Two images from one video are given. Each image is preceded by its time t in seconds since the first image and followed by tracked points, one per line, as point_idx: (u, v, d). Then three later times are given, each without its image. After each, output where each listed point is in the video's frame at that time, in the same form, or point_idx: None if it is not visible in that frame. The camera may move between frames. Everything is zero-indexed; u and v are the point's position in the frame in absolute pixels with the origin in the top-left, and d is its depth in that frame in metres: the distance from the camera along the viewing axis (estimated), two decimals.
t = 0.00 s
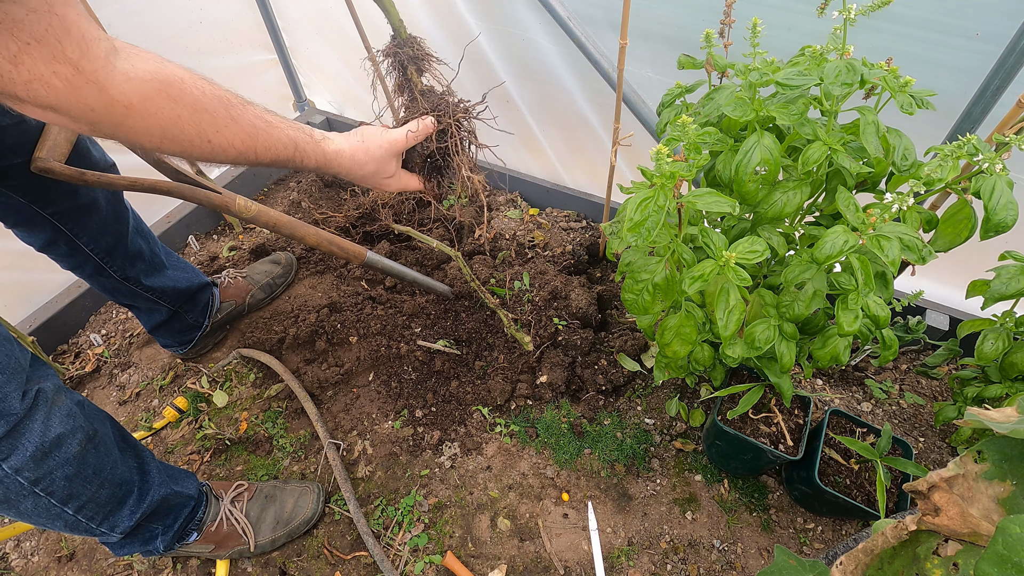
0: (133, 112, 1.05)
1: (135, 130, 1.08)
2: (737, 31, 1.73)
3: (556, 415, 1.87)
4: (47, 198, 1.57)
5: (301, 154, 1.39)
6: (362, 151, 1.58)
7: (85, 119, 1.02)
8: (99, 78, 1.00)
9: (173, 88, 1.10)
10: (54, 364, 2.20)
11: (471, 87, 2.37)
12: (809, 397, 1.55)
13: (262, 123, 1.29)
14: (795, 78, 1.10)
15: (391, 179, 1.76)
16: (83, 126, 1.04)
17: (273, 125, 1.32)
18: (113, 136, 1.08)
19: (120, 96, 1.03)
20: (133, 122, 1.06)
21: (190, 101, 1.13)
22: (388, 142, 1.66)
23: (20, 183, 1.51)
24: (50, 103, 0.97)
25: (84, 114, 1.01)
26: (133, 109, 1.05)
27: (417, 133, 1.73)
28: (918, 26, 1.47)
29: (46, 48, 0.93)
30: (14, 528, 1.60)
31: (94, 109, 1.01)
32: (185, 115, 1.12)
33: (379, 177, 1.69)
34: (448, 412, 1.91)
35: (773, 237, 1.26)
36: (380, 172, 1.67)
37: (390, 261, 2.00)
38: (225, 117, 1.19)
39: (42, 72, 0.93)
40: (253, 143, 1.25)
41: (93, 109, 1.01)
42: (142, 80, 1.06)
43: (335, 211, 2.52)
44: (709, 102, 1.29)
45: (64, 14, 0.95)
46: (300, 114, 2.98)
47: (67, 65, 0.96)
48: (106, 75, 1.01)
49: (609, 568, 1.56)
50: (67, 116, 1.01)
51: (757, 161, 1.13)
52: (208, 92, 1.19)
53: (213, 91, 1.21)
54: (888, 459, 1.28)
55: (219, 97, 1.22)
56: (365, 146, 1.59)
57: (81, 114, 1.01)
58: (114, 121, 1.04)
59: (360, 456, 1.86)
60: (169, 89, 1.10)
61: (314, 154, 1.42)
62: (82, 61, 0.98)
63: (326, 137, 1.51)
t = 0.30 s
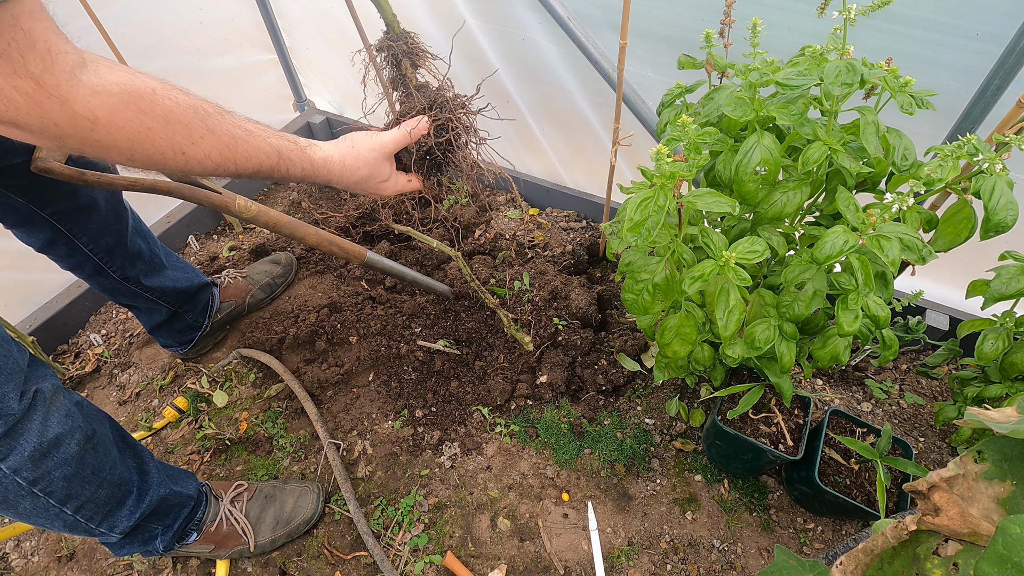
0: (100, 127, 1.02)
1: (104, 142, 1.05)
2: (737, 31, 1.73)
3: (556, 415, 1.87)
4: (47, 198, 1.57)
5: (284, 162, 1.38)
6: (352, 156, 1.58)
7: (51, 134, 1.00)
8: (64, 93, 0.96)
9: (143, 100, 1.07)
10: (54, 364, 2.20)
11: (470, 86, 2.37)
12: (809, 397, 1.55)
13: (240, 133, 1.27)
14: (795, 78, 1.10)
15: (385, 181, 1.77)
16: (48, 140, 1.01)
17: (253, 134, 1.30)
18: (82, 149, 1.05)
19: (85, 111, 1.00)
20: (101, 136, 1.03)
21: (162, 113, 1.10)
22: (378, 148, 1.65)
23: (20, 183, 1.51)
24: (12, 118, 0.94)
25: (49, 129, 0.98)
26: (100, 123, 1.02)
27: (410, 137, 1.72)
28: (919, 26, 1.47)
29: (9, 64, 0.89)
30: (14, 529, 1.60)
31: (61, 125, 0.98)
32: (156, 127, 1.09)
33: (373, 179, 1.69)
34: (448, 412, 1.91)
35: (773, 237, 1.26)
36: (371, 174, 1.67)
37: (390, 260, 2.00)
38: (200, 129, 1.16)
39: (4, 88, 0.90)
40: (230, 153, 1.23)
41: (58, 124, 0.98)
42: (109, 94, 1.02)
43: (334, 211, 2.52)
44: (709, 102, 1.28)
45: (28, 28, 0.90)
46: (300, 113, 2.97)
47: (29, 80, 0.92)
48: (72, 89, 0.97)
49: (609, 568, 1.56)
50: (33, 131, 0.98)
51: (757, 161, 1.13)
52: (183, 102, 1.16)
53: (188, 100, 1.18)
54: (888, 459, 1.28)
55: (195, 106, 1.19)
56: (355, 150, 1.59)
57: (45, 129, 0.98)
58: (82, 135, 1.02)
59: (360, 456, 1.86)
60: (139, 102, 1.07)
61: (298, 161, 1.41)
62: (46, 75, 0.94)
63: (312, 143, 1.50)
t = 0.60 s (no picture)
0: (102, 130, 1.00)
1: (107, 146, 1.03)
2: (737, 31, 1.73)
3: (556, 415, 1.87)
4: (47, 198, 1.57)
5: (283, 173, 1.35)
6: (353, 173, 1.52)
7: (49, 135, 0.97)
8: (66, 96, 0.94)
9: (147, 104, 1.05)
10: (54, 364, 2.20)
11: (470, 87, 2.36)
12: (809, 397, 1.55)
13: (243, 139, 1.25)
14: (795, 78, 1.10)
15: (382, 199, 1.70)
16: (51, 142, 0.99)
17: (254, 141, 1.28)
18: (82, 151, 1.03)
19: (88, 114, 0.97)
20: (102, 140, 1.01)
21: (165, 118, 1.07)
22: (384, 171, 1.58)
23: (20, 184, 1.51)
24: (14, 119, 0.92)
25: (50, 131, 0.96)
26: (102, 127, 0.99)
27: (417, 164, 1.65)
28: (918, 26, 1.47)
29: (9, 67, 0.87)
30: (14, 529, 1.60)
31: (60, 127, 0.96)
32: (159, 133, 1.06)
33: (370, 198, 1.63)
34: (448, 412, 1.91)
35: (773, 237, 1.26)
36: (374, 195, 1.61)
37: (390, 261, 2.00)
38: (202, 135, 1.14)
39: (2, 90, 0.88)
40: (232, 161, 1.21)
41: (60, 126, 0.96)
42: (113, 98, 1.00)
43: (335, 211, 2.52)
44: (709, 102, 1.28)
45: (28, 30, 0.88)
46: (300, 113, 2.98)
47: (31, 82, 0.90)
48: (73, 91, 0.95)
49: (609, 568, 1.56)
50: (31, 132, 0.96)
51: (757, 161, 1.13)
52: (186, 108, 1.13)
53: (192, 105, 1.16)
54: (888, 459, 1.28)
55: (198, 111, 1.17)
56: (356, 167, 1.53)
57: (47, 131, 0.96)
58: (81, 138, 0.99)
59: (360, 456, 1.86)
60: (143, 106, 1.04)
61: (298, 171, 1.39)
62: (48, 78, 0.92)
63: (315, 153, 1.47)
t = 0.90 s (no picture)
0: (112, 96, 0.92)
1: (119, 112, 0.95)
2: (737, 31, 1.73)
3: (556, 415, 1.87)
4: (47, 198, 1.57)
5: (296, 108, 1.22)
6: (356, 99, 1.35)
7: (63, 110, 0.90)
8: (69, 63, 0.86)
9: (147, 61, 0.95)
10: (54, 364, 2.20)
11: (471, 87, 2.36)
12: (809, 397, 1.55)
13: (242, 81, 1.11)
14: (795, 78, 1.10)
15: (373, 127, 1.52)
16: (65, 113, 0.93)
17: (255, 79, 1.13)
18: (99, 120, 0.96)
19: (97, 81, 0.89)
20: (113, 106, 0.93)
21: (168, 74, 0.97)
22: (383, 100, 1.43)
23: (20, 184, 1.51)
24: (27, 94, 0.86)
25: (64, 102, 0.89)
26: (112, 93, 0.92)
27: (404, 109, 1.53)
28: (918, 26, 1.47)
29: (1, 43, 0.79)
30: (14, 529, 1.60)
31: (73, 98, 0.89)
32: (164, 91, 0.97)
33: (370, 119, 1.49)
34: (448, 412, 1.91)
35: (773, 237, 1.26)
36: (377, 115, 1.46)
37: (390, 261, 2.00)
38: (205, 85, 1.02)
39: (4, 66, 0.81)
40: (237, 108, 1.10)
41: (73, 96, 0.89)
42: (117, 61, 0.91)
43: (334, 211, 2.52)
44: (709, 102, 1.28)
45: None
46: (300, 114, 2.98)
47: (40, 55, 0.84)
48: (73, 57, 0.86)
49: (609, 568, 1.56)
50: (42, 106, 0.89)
51: (757, 161, 1.13)
52: (183, 57, 1.01)
53: (187, 50, 1.03)
54: (888, 459, 1.28)
55: (194, 56, 1.04)
56: (359, 91, 1.35)
57: (60, 103, 0.89)
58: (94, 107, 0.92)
59: (360, 456, 1.86)
60: (143, 63, 0.94)
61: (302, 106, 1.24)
62: (57, 49, 0.85)
63: (307, 78, 1.27)
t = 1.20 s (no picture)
0: (190, 76, 1.03)
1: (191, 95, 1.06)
2: (737, 31, 1.73)
3: (556, 415, 1.87)
4: (47, 197, 1.57)
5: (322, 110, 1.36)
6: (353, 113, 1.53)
7: (146, 90, 1.00)
8: (156, 42, 0.97)
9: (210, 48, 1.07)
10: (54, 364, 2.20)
11: (471, 87, 2.36)
12: (809, 397, 1.55)
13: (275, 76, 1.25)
14: (795, 78, 1.10)
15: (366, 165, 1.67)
16: (145, 99, 1.02)
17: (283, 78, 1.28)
18: (172, 104, 1.05)
19: (179, 61, 1.01)
20: (189, 86, 1.04)
21: (226, 60, 1.10)
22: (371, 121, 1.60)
23: (20, 182, 1.51)
24: (121, 76, 0.95)
25: (151, 84, 0.99)
26: (191, 73, 1.03)
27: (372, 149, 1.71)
28: (919, 26, 1.47)
29: (108, 22, 0.90)
30: (14, 529, 1.60)
31: (158, 76, 0.99)
32: (227, 73, 1.09)
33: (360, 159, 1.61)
34: (448, 412, 1.91)
35: (773, 237, 1.26)
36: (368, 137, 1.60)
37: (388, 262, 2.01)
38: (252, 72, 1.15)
39: (109, 44, 0.91)
40: (277, 97, 1.22)
41: (160, 77, 0.99)
42: (189, 45, 1.03)
43: (334, 211, 2.52)
44: (709, 102, 1.28)
45: None
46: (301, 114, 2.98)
47: (134, 38, 0.94)
48: (160, 39, 0.98)
49: (609, 568, 1.56)
50: (129, 87, 0.98)
51: (757, 161, 1.13)
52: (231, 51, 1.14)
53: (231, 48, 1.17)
54: (888, 459, 1.28)
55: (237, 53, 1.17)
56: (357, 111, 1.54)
57: (147, 85, 0.99)
58: (172, 86, 1.02)
59: (360, 456, 1.86)
60: (207, 50, 1.06)
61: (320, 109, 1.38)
62: (144, 31, 0.95)
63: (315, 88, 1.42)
